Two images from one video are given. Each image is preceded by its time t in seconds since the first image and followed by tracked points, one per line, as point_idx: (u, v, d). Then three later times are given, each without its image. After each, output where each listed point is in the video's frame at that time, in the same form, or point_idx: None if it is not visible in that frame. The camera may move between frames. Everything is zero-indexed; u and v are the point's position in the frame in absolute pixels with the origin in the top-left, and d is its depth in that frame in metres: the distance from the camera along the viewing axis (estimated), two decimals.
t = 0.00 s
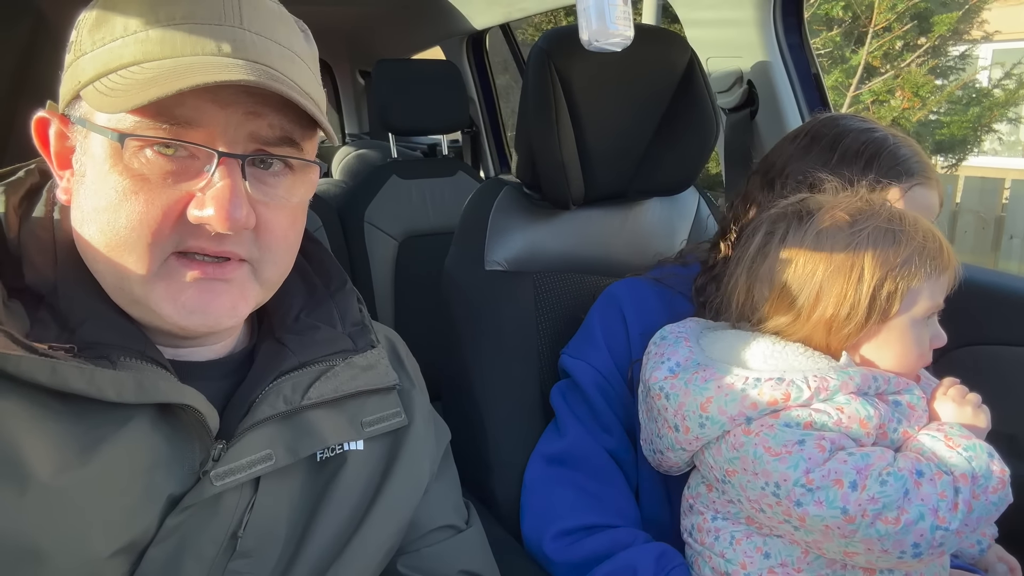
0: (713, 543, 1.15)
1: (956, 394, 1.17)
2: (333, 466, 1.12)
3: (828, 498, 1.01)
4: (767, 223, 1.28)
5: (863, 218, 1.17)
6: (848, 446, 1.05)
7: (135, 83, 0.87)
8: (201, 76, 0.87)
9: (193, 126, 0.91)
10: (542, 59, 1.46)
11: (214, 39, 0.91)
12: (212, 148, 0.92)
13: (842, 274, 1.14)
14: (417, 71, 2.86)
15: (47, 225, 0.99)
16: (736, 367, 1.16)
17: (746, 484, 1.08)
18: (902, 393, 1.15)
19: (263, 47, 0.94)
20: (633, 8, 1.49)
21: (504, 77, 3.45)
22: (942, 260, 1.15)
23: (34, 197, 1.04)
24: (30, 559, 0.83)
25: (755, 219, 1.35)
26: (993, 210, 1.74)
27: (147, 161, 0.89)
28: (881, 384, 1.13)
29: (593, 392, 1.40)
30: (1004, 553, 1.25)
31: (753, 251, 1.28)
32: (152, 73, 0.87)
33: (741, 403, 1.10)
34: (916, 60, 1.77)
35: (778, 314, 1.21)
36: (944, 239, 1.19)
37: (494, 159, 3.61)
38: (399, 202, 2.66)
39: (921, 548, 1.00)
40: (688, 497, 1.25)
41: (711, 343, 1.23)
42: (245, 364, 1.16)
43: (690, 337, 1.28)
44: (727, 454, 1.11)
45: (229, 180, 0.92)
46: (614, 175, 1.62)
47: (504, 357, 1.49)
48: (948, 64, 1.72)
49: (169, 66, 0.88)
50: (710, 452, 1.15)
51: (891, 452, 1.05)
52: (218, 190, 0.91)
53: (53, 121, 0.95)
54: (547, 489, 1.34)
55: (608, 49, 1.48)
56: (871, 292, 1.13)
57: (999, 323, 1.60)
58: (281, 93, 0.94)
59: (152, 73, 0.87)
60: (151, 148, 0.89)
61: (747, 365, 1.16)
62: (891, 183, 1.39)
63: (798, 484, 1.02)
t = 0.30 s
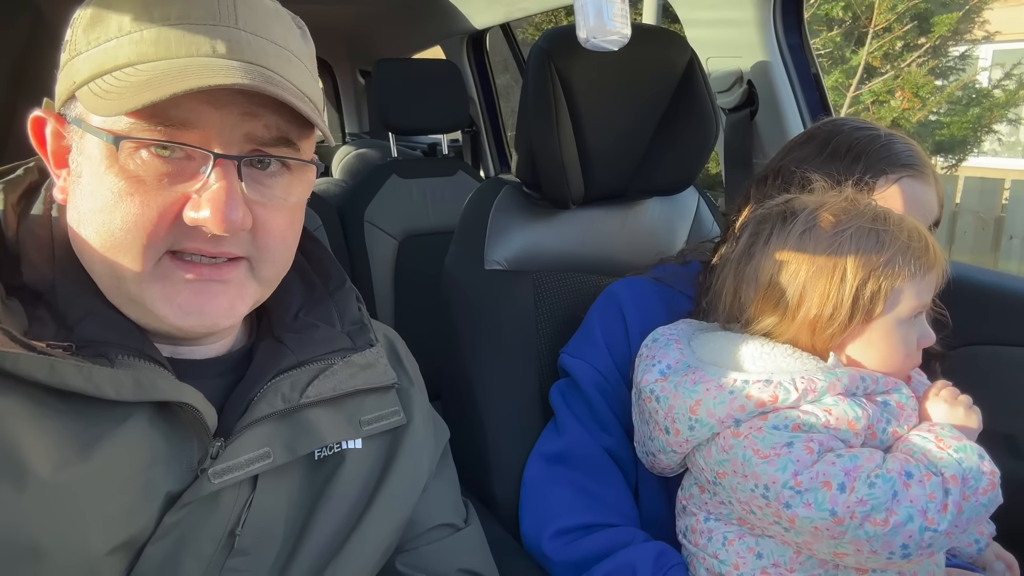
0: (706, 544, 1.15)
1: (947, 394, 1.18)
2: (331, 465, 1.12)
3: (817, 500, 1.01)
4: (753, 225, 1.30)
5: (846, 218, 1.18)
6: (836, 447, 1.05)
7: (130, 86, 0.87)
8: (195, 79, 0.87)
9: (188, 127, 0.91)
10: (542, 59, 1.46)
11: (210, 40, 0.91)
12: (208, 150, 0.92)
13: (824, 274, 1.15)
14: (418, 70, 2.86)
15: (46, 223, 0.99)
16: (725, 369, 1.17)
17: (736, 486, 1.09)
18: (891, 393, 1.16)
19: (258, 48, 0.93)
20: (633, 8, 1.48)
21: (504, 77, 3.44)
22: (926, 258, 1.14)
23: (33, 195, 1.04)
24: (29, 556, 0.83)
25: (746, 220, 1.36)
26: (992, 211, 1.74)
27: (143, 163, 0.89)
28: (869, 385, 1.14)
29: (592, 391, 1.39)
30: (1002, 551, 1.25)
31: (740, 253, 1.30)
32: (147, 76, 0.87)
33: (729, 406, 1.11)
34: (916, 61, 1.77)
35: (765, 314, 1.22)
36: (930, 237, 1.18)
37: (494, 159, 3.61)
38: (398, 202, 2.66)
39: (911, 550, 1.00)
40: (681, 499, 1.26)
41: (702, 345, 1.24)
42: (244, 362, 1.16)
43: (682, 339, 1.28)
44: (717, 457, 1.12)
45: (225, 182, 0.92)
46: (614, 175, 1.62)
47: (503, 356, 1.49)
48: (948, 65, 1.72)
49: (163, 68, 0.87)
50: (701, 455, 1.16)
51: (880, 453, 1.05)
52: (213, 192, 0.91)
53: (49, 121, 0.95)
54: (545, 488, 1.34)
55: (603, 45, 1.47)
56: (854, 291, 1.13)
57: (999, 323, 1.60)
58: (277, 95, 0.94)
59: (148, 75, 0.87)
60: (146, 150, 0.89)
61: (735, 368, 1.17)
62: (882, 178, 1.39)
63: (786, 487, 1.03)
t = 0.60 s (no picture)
0: (705, 547, 1.16)
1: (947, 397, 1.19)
2: (332, 465, 1.12)
3: (814, 506, 1.01)
4: (750, 228, 1.31)
5: (843, 222, 1.18)
6: (833, 452, 1.05)
7: (138, 85, 0.87)
8: (206, 77, 0.87)
9: (196, 125, 0.91)
10: (542, 60, 1.46)
11: (216, 39, 0.91)
12: (216, 149, 0.92)
13: (821, 277, 1.15)
14: (419, 71, 2.86)
15: (47, 223, 0.99)
16: (721, 373, 1.18)
17: (733, 490, 1.09)
18: (887, 396, 1.16)
19: (263, 45, 0.94)
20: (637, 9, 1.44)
21: (505, 77, 3.44)
22: (923, 263, 1.14)
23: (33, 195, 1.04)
24: (30, 556, 0.84)
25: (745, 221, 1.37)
26: (992, 213, 1.73)
27: (151, 162, 0.89)
28: (865, 389, 1.14)
29: (592, 391, 1.40)
30: (1000, 552, 1.26)
31: (737, 256, 1.30)
32: (155, 75, 0.87)
33: (726, 411, 1.11)
34: (916, 63, 1.78)
35: (761, 317, 1.22)
36: (929, 242, 1.18)
37: (494, 159, 3.61)
38: (399, 202, 2.67)
39: (908, 556, 1.00)
40: (679, 501, 1.27)
41: (699, 348, 1.24)
42: (245, 362, 1.16)
43: (680, 343, 1.29)
44: (715, 461, 1.12)
45: (235, 180, 0.93)
46: (614, 177, 1.62)
47: (503, 356, 1.49)
48: (947, 66, 1.72)
49: (171, 67, 0.88)
50: (698, 458, 1.16)
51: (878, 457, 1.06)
52: (223, 191, 0.92)
53: (49, 123, 0.95)
54: (545, 489, 1.34)
55: (605, 49, 1.46)
56: (851, 295, 1.13)
57: (997, 325, 1.60)
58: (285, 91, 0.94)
59: (157, 74, 0.87)
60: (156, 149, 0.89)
61: (731, 372, 1.17)
62: (883, 184, 1.39)
63: (784, 492, 1.03)
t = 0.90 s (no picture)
0: (701, 549, 1.16)
1: (949, 406, 1.19)
2: (331, 465, 1.12)
3: (812, 512, 1.02)
4: (750, 230, 1.31)
5: (844, 226, 1.19)
6: (832, 458, 1.06)
7: (137, 84, 0.87)
8: (207, 75, 0.87)
9: (196, 124, 0.92)
10: (541, 63, 1.47)
11: (215, 39, 0.92)
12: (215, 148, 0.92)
13: (821, 280, 1.16)
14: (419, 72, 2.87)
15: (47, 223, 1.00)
16: (720, 376, 1.18)
17: (731, 493, 1.10)
18: (886, 401, 1.16)
19: (260, 45, 0.94)
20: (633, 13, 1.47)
21: (505, 78, 3.44)
22: (924, 269, 1.15)
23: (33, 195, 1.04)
24: (29, 555, 0.84)
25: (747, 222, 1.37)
26: (990, 215, 1.73)
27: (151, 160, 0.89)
28: (864, 394, 1.14)
29: (591, 393, 1.40)
30: (997, 556, 1.26)
31: (737, 258, 1.31)
32: (154, 74, 0.87)
33: (723, 414, 1.11)
34: (915, 65, 1.78)
35: (760, 319, 1.23)
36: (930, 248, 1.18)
37: (493, 161, 3.62)
38: (398, 203, 2.67)
39: (905, 563, 1.01)
40: (676, 503, 1.27)
41: (698, 351, 1.25)
42: (243, 362, 1.17)
43: (680, 345, 1.29)
44: (713, 464, 1.12)
45: (233, 179, 0.93)
46: (614, 179, 1.63)
47: (501, 358, 1.49)
48: (947, 69, 1.73)
49: (171, 66, 0.88)
50: (696, 461, 1.16)
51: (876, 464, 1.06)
52: (222, 190, 0.92)
53: (48, 124, 0.96)
54: (544, 490, 1.34)
55: (608, 53, 1.48)
56: (850, 300, 1.13)
57: (996, 328, 1.60)
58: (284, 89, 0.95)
59: (155, 73, 0.87)
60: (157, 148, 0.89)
61: (729, 376, 1.17)
62: (883, 190, 1.39)
63: (781, 497, 1.03)
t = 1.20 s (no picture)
0: (698, 551, 1.16)
1: (949, 411, 1.18)
2: (330, 463, 1.12)
3: (807, 517, 1.02)
4: (753, 230, 1.31)
5: (846, 229, 1.18)
6: (828, 462, 1.06)
7: (109, 79, 0.87)
8: (173, 71, 0.87)
9: (171, 119, 0.91)
10: (541, 65, 1.47)
11: (191, 34, 0.91)
12: (189, 142, 0.92)
13: (821, 283, 1.16)
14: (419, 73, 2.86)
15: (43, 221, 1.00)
16: (716, 378, 1.18)
17: (728, 496, 1.10)
18: (885, 405, 1.16)
19: (239, 41, 0.93)
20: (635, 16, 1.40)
21: (505, 79, 3.45)
22: (925, 275, 1.15)
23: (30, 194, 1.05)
24: (26, 551, 0.84)
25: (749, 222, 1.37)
26: (991, 218, 1.73)
27: (127, 157, 0.89)
28: (862, 397, 1.14)
29: (590, 394, 1.40)
30: (997, 559, 1.26)
31: (738, 258, 1.31)
32: (125, 69, 0.88)
33: (720, 417, 1.11)
34: (916, 67, 1.78)
35: (759, 320, 1.23)
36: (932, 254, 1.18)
37: (493, 162, 3.62)
38: (398, 203, 2.67)
39: (900, 569, 1.01)
40: (674, 505, 1.27)
41: (695, 353, 1.25)
42: (242, 360, 1.17)
43: (678, 347, 1.29)
44: (709, 466, 1.12)
45: (207, 175, 0.93)
46: (613, 180, 1.63)
47: (501, 357, 1.49)
48: (947, 71, 1.73)
49: (142, 61, 0.88)
50: (692, 464, 1.16)
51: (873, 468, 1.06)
52: (196, 185, 0.92)
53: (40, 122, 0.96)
54: (543, 490, 1.34)
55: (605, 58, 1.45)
56: (850, 303, 1.13)
57: (997, 331, 1.60)
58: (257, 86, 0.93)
59: (127, 67, 0.87)
60: (130, 144, 0.90)
61: (727, 378, 1.17)
62: (883, 193, 1.39)
63: (777, 502, 1.03)
